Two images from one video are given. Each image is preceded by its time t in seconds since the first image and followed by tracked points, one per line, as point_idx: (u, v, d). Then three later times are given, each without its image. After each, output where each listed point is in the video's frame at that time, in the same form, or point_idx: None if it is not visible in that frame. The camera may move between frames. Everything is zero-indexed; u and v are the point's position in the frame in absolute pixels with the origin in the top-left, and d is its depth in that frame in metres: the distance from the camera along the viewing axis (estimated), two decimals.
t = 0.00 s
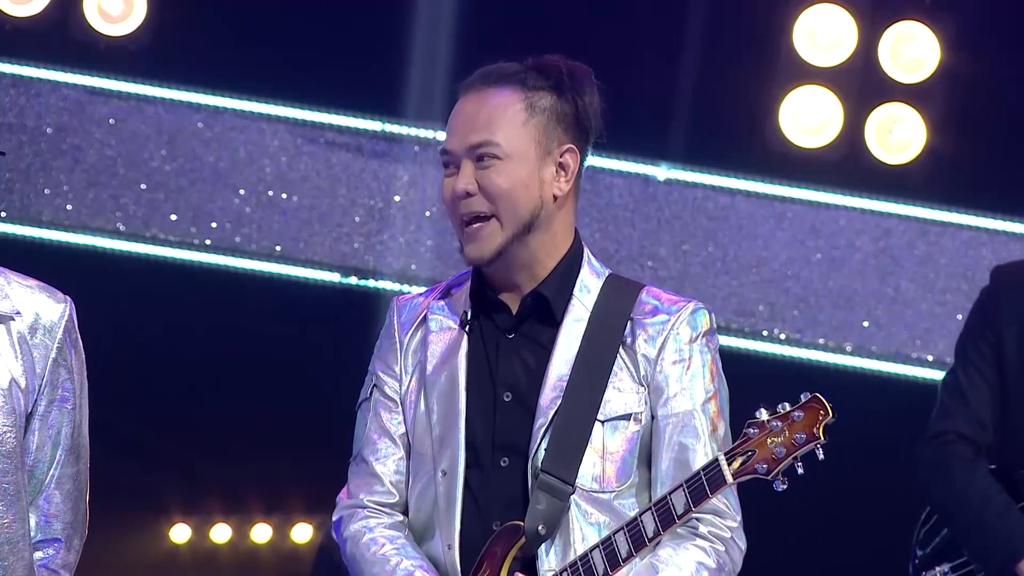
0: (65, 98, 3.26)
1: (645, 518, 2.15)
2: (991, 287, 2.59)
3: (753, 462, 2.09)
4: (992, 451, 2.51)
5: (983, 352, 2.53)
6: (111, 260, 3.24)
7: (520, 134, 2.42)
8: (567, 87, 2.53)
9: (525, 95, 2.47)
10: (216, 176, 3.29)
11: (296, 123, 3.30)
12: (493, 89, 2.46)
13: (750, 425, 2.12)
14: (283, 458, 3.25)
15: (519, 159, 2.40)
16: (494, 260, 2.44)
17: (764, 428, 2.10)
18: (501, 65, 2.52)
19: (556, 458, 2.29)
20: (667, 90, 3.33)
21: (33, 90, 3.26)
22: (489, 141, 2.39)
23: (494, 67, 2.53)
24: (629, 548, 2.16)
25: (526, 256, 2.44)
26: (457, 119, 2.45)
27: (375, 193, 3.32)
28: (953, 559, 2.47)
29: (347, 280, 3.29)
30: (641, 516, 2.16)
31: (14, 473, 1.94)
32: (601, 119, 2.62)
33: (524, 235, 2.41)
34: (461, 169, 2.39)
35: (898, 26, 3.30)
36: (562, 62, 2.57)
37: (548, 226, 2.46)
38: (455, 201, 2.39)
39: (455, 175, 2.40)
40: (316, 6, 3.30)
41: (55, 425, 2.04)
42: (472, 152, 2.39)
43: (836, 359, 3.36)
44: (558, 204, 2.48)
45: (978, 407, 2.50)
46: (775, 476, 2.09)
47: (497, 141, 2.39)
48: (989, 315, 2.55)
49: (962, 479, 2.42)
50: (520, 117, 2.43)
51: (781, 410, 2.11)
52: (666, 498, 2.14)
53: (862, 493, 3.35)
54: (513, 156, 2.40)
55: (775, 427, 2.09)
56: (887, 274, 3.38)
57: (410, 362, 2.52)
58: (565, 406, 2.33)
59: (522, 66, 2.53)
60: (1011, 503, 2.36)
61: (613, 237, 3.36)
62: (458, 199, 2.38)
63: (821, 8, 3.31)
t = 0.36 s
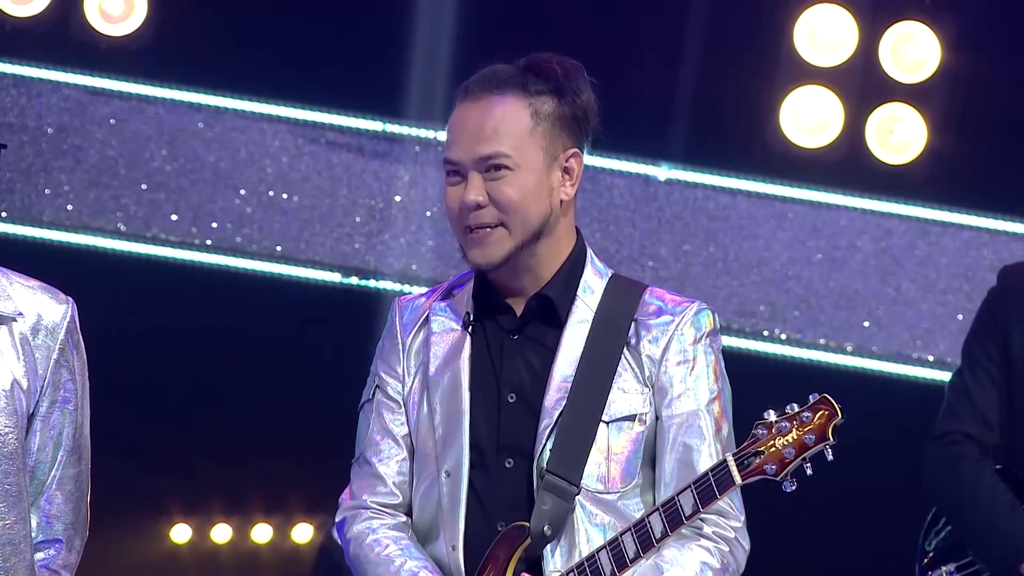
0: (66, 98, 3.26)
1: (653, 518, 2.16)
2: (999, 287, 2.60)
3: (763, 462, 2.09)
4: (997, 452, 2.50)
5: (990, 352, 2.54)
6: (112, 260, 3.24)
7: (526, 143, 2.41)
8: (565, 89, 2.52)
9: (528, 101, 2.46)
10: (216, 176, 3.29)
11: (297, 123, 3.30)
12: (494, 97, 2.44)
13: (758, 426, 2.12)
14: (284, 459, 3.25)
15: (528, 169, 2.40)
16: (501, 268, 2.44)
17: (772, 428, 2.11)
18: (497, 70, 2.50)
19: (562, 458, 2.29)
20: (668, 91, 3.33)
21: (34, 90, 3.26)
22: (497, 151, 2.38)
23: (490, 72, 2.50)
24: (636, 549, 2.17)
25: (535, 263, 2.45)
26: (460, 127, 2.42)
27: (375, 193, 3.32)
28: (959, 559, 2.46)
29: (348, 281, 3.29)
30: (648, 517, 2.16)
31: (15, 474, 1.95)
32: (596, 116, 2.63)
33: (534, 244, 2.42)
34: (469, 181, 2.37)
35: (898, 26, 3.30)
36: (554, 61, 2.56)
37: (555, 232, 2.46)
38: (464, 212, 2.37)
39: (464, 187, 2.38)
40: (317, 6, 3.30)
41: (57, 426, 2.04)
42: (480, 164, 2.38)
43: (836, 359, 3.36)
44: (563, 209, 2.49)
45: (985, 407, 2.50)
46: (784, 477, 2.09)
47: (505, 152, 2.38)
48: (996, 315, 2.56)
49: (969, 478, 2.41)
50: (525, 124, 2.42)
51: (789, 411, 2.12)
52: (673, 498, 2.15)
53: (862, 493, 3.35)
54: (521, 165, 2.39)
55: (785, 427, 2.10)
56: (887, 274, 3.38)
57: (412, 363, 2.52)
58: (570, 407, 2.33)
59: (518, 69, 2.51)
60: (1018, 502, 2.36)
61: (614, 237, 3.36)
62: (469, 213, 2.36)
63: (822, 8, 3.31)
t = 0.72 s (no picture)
0: (68, 99, 3.26)
1: (660, 513, 2.16)
2: (1006, 288, 2.61)
3: (773, 457, 2.09)
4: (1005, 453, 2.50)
5: (998, 352, 2.54)
6: (113, 260, 3.24)
7: (538, 142, 2.42)
8: (576, 89, 2.53)
9: (539, 100, 2.47)
10: (218, 177, 3.29)
11: (299, 124, 3.30)
12: (505, 96, 2.45)
13: (768, 421, 2.12)
14: (284, 459, 3.25)
15: (540, 167, 2.40)
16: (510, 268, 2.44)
17: (783, 423, 2.11)
18: (508, 69, 2.51)
19: (567, 457, 2.29)
20: (670, 91, 3.33)
21: (36, 91, 3.26)
22: (509, 150, 2.38)
23: (501, 71, 2.51)
24: (643, 545, 2.16)
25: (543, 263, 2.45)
26: (471, 125, 2.43)
27: (377, 194, 3.32)
28: (966, 559, 2.46)
29: (350, 281, 3.29)
30: (655, 512, 2.16)
31: (17, 475, 1.95)
32: (604, 118, 2.64)
33: (544, 242, 2.42)
34: (481, 178, 2.38)
35: (900, 27, 3.30)
36: (564, 62, 2.57)
37: (563, 232, 2.47)
38: (475, 210, 2.37)
39: (475, 184, 2.38)
40: (319, 6, 3.30)
41: (59, 426, 2.04)
42: (491, 162, 2.38)
43: (839, 359, 3.36)
44: (572, 209, 2.49)
45: (992, 406, 2.50)
46: (795, 471, 2.09)
47: (517, 150, 2.39)
48: (1003, 316, 2.57)
49: (976, 477, 2.41)
50: (537, 123, 2.43)
51: (800, 406, 2.12)
52: (683, 493, 2.15)
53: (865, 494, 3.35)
54: (533, 164, 2.40)
55: (796, 422, 2.10)
56: (889, 275, 3.38)
57: (413, 361, 2.51)
58: (575, 407, 2.33)
59: (529, 69, 2.52)
60: None
61: (616, 238, 3.36)
62: (480, 210, 2.36)
63: (824, 9, 3.31)
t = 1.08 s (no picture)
0: (69, 100, 3.26)
1: (674, 514, 2.16)
2: (1007, 288, 2.62)
3: (793, 459, 2.13)
4: (1008, 454, 2.50)
5: (1000, 352, 2.54)
6: (115, 261, 3.24)
7: (533, 143, 2.42)
8: (570, 92, 2.54)
9: (533, 102, 2.47)
10: (219, 177, 3.29)
11: (300, 124, 3.30)
12: (499, 98, 2.45)
13: (788, 422, 2.16)
14: (285, 460, 3.25)
15: (536, 167, 2.40)
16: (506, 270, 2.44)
17: (803, 424, 2.15)
18: (501, 73, 2.51)
19: (568, 457, 2.28)
20: (671, 92, 3.33)
21: (37, 92, 3.26)
22: (504, 150, 2.39)
23: (494, 75, 2.52)
24: (657, 545, 2.16)
25: (540, 265, 2.45)
26: (465, 127, 2.43)
27: (378, 194, 3.32)
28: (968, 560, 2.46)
29: (351, 282, 3.29)
30: (670, 513, 2.16)
31: (19, 476, 1.95)
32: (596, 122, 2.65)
33: (541, 243, 2.42)
34: (477, 179, 2.38)
35: (901, 28, 3.30)
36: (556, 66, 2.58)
37: (559, 233, 2.47)
38: (472, 210, 2.37)
39: (471, 185, 2.38)
40: (320, 7, 3.30)
41: (60, 427, 2.04)
42: (487, 163, 2.38)
43: (840, 360, 3.36)
44: (567, 211, 2.50)
45: (995, 407, 2.50)
46: (815, 472, 2.13)
47: (512, 151, 2.39)
48: (1005, 316, 2.57)
49: (980, 478, 2.41)
50: (532, 124, 2.44)
51: (820, 407, 2.16)
52: (698, 494, 2.15)
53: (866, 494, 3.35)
54: (528, 165, 2.40)
55: (815, 423, 2.15)
56: (891, 275, 3.38)
57: (408, 366, 2.52)
58: (575, 409, 2.33)
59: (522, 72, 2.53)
60: None
61: (617, 239, 3.35)
62: (477, 210, 2.36)
63: (825, 10, 3.31)
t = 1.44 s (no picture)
0: (71, 101, 3.26)
1: (673, 513, 2.16)
2: (1006, 289, 2.61)
3: (792, 455, 2.13)
4: (1007, 454, 2.50)
5: (999, 353, 2.54)
6: (116, 262, 3.25)
7: (534, 140, 2.43)
8: (573, 93, 2.54)
9: (536, 101, 2.48)
10: (221, 178, 3.29)
11: (302, 125, 3.30)
12: (502, 94, 2.46)
13: (785, 419, 2.16)
14: (287, 462, 3.25)
15: (536, 165, 2.41)
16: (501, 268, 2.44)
17: (801, 421, 2.15)
18: (507, 71, 2.52)
19: (565, 458, 2.28)
20: (673, 93, 3.33)
21: (39, 93, 3.26)
22: (504, 145, 2.39)
23: (499, 72, 2.53)
24: (656, 544, 2.16)
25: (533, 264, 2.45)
26: (466, 121, 2.44)
27: (380, 195, 3.32)
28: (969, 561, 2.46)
29: (353, 283, 3.29)
30: (669, 511, 2.16)
31: (22, 477, 1.95)
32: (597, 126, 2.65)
33: (536, 241, 2.42)
34: (476, 173, 2.38)
35: (903, 29, 3.30)
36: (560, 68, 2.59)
37: (555, 232, 2.47)
38: (469, 204, 2.37)
39: (469, 178, 2.39)
40: (322, 8, 3.30)
41: (63, 428, 2.04)
42: (487, 157, 2.39)
43: (842, 361, 3.36)
44: (564, 211, 2.50)
45: (994, 408, 2.50)
46: (814, 468, 2.13)
47: (512, 146, 2.40)
48: (1006, 317, 2.57)
49: (980, 480, 2.41)
50: (533, 123, 2.44)
51: (817, 403, 2.16)
52: (697, 492, 2.15)
53: (868, 495, 3.35)
54: (527, 161, 2.40)
55: (814, 420, 2.14)
56: (893, 276, 3.38)
57: (403, 370, 2.53)
58: (572, 410, 2.32)
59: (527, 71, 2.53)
60: None
61: (619, 239, 3.35)
62: (474, 204, 2.36)
63: (827, 10, 3.31)
